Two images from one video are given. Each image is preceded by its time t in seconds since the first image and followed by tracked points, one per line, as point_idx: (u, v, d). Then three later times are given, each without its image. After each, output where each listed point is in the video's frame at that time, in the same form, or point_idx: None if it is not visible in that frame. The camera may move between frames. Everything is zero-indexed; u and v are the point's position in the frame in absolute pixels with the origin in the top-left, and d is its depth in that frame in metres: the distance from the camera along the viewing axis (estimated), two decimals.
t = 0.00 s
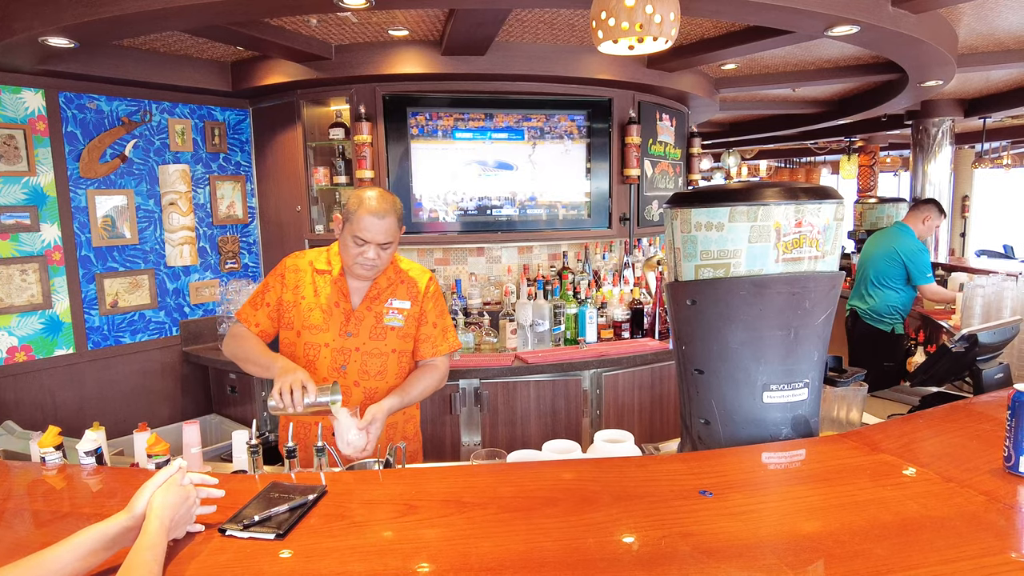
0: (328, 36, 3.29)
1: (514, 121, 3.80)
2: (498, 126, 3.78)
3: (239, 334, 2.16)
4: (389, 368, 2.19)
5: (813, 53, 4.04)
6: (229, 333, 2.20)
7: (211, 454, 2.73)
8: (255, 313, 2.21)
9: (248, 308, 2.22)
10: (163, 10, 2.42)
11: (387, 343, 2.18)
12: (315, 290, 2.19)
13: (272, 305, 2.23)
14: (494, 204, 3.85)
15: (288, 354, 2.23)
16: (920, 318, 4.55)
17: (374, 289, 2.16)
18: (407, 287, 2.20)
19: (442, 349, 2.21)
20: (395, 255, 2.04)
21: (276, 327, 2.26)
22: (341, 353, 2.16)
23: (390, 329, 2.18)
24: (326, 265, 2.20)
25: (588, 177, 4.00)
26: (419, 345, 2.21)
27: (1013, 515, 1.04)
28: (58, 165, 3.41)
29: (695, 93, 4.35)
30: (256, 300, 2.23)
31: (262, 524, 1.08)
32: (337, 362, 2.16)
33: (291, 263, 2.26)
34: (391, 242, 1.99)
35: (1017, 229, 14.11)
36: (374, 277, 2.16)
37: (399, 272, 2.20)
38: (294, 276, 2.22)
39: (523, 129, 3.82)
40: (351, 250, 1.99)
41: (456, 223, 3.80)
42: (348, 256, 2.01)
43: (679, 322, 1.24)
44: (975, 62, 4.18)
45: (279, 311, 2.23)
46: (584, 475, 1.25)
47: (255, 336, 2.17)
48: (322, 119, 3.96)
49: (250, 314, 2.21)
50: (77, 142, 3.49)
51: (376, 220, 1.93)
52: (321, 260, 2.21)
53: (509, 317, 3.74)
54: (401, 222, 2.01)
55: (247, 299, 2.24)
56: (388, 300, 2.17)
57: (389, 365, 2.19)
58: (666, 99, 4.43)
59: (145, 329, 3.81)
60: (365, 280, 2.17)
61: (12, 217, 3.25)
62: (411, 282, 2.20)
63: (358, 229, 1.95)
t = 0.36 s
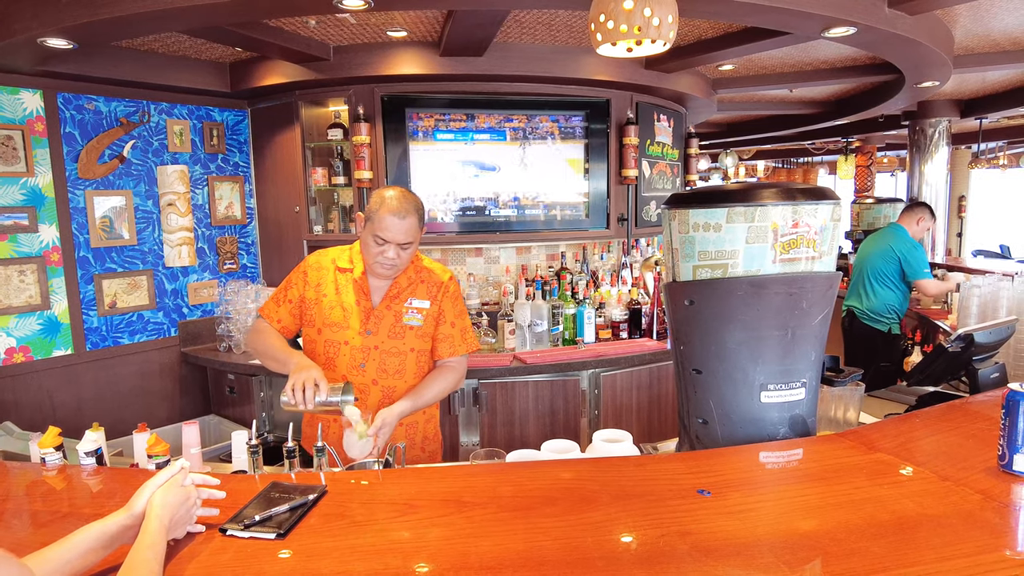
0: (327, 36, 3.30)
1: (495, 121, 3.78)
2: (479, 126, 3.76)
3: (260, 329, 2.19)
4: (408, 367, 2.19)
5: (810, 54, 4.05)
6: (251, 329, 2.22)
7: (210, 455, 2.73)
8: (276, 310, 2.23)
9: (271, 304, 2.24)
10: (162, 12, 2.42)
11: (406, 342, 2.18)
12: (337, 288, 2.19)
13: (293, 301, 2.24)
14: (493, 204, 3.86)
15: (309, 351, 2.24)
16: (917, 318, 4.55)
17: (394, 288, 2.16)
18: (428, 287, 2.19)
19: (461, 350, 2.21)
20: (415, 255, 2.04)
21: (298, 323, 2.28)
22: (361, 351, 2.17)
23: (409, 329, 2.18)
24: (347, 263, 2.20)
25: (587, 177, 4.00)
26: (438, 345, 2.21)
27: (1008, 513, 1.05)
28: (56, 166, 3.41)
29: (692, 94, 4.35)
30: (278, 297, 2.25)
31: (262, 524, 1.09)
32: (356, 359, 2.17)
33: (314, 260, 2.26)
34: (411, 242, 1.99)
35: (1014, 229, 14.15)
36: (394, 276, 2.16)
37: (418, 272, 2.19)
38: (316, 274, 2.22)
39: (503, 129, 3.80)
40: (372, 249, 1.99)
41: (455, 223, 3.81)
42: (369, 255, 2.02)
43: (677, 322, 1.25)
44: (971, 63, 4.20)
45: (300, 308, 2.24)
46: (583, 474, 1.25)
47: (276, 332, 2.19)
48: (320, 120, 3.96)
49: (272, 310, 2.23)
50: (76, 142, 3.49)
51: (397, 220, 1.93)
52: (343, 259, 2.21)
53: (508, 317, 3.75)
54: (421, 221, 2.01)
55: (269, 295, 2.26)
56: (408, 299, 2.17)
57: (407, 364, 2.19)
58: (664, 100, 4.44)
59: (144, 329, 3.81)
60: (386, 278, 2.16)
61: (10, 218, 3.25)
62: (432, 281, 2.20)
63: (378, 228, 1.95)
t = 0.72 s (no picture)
0: (323, 36, 3.29)
1: (477, 121, 3.76)
2: (461, 126, 3.74)
3: (263, 326, 2.20)
4: (413, 367, 2.18)
5: (806, 54, 4.06)
6: (254, 326, 2.22)
7: (206, 455, 2.72)
8: (281, 307, 2.24)
9: (275, 302, 2.24)
10: (157, 11, 2.41)
11: (411, 341, 2.18)
12: (342, 287, 2.19)
13: (298, 300, 2.24)
14: (490, 204, 3.85)
15: (314, 350, 2.24)
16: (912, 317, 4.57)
17: (399, 287, 2.16)
18: (432, 286, 2.19)
19: (466, 349, 2.21)
20: (419, 255, 2.03)
21: (302, 321, 2.28)
22: (365, 350, 2.15)
23: (414, 328, 2.17)
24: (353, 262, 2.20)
25: (583, 177, 4.00)
26: (443, 344, 2.20)
27: (1005, 512, 1.05)
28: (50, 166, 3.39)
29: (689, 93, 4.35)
30: (282, 294, 2.25)
31: (258, 525, 1.08)
32: (361, 359, 2.15)
33: (318, 260, 2.26)
34: (415, 242, 1.98)
35: (1009, 229, 14.21)
36: (399, 276, 2.15)
37: (423, 271, 2.19)
38: (321, 273, 2.22)
39: (485, 129, 3.78)
40: (376, 248, 1.99)
41: (452, 222, 3.80)
42: (373, 254, 2.01)
43: (675, 321, 1.24)
44: (966, 63, 4.21)
45: (305, 306, 2.24)
46: (580, 474, 1.25)
47: (279, 330, 2.20)
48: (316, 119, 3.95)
49: (277, 308, 2.24)
50: (70, 142, 3.48)
51: (401, 219, 1.92)
52: (348, 258, 2.21)
53: (505, 317, 3.74)
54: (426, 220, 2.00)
55: (274, 293, 2.26)
56: (412, 299, 2.16)
57: (413, 364, 2.18)
58: (661, 99, 4.44)
59: (139, 329, 3.79)
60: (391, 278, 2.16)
61: (4, 218, 3.23)
62: (436, 280, 2.20)
63: (382, 227, 1.95)
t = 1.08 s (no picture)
0: (319, 35, 3.28)
1: (460, 121, 3.74)
2: (444, 126, 3.72)
3: (258, 318, 2.15)
4: (407, 368, 2.19)
5: (802, 54, 4.07)
6: (248, 319, 2.19)
7: (202, 456, 2.71)
8: (275, 302, 2.21)
9: (270, 297, 2.22)
10: (152, 9, 2.40)
11: (406, 342, 2.18)
12: (337, 285, 2.18)
13: (293, 296, 2.23)
14: (486, 203, 3.85)
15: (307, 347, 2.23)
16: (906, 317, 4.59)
17: (395, 288, 2.15)
18: (427, 287, 2.19)
19: (460, 352, 2.20)
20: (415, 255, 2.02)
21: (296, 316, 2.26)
22: (359, 349, 2.15)
23: (409, 329, 2.17)
24: (348, 260, 2.18)
25: (580, 177, 4.00)
26: (437, 346, 2.20)
27: (1003, 510, 1.06)
28: (44, 165, 3.37)
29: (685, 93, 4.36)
30: (277, 290, 2.23)
31: (257, 526, 1.08)
32: (354, 358, 2.15)
33: (314, 257, 2.24)
34: (412, 243, 1.97)
35: (1003, 229, 14.29)
36: (394, 277, 2.15)
37: (420, 271, 2.18)
38: (316, 270, 2.21)
39: (468, 129, 3.77)
40: (372, 247, 1.98)
41: (448, 222, 3.80)
42: (369, 254, 2.00)
43: (673, 321, 1.24)
44: (961, 63, 4.23)
45: (299, 302, 2.23)
46: (579, 474, 1.25)
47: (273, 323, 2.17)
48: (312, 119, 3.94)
49: (271, 302, 2.21)
50: (64, 141, 3.46)
51: (400, 219, 1.92)
52: (344, 256, 2.19)
53: (502, 317, 3.74)
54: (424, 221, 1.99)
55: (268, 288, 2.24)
56: (408, 300, 2.16)
57: (406, 365, 2.19)
58: (657, 99, 4.45)
59: (134, 330, 3.78)
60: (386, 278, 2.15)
61: None
62: (432, 281, 2.19)
63: (380, 227, 1.94)
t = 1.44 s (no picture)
0: (315, 35, 3.28)
1: (444, 122, 3.72)
2: (428, 128, 3.71)
3: (245, 313, 2.12)
4: (394, 372, 2.18)
5: (797, 54, 4.08)
6: (234, 313, 2.15)
7: (198, 457, 2.70)
8: (265, 298, 2.20)
9: (258, 292, 2.20)
10: (148, 9, 2.39)
11: (395, 346, 2.18)
12: (328, 285, 2.17)
13: (282, 293, 2.21)
14: (482, 204, 3.85)
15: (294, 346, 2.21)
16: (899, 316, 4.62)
17: (386, 291, 2.15)
18: (417, 292, 2.20)
19: (447, 358, 2.22)
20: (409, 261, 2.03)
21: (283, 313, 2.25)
22: (348, 350, 2.14)
23: (398, 333, 2.18)
24: (340, 260, 2.18)
25: (575, 177, 4.01)
26: (425, 351, 2.21)
27: (997, 509, 1.07)
28: (39, 166, 3.36)
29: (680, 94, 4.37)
30: (266, 286, 2.21)
31: (255, 527, 1.08)
32: (342, 359, 2.14)
33: (305, 255, 2.24)
34: (408, 248, 1.98)
35: (996, 229, 14.38)
36: (386, 280, 2.15)
37: (411, 276, 2.20)
38: (307, 269, 2.20)
39: (464, 129, 3.77)
40: (367, 250, 1.98)
41: (445, 222, 3.80)
42: (363, 256, 2.00)
43: (669, 321, 1.25)
44: (954, 64, 4.25)
45: (288, 300, 2.21)
46: (577, 474, 1.25)
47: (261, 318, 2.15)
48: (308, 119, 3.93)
49: (260, 298, 2.19)
50: (58, 142, 3.44)
51: (398, 224, 1.92)
52: (335, 256, 2.19)
53: (498, 317, 3.74)
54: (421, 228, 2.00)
55: (257, 284, 2.22)
56: (398, 304, 2.17)
57: (394, 369, 2.18)
58: (652, 99, 4.46)
59: (130, 331, 3.76)
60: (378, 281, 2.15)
61: None
62: (422, 286, 2.21)
63: (376, 231, 1.94)
